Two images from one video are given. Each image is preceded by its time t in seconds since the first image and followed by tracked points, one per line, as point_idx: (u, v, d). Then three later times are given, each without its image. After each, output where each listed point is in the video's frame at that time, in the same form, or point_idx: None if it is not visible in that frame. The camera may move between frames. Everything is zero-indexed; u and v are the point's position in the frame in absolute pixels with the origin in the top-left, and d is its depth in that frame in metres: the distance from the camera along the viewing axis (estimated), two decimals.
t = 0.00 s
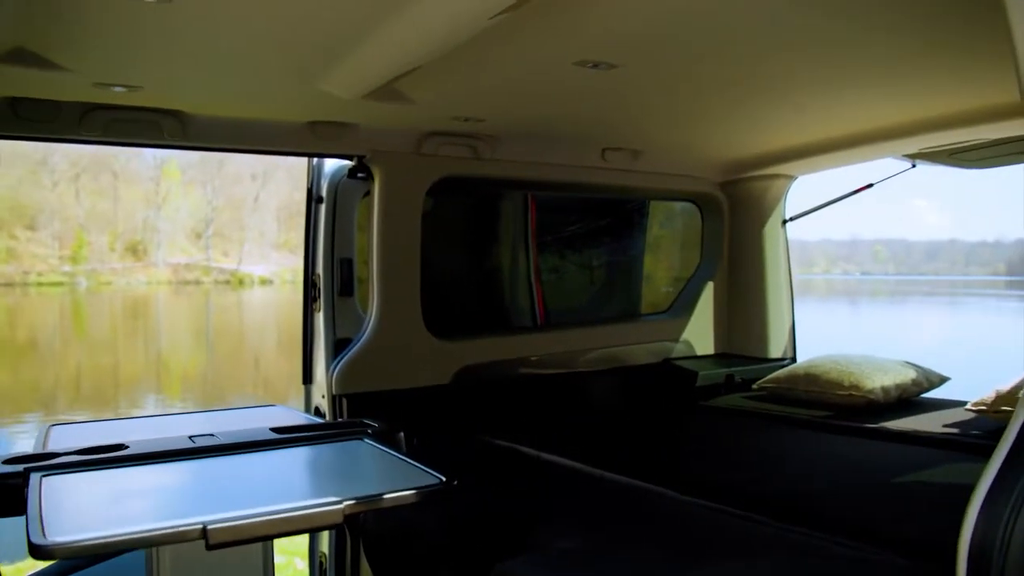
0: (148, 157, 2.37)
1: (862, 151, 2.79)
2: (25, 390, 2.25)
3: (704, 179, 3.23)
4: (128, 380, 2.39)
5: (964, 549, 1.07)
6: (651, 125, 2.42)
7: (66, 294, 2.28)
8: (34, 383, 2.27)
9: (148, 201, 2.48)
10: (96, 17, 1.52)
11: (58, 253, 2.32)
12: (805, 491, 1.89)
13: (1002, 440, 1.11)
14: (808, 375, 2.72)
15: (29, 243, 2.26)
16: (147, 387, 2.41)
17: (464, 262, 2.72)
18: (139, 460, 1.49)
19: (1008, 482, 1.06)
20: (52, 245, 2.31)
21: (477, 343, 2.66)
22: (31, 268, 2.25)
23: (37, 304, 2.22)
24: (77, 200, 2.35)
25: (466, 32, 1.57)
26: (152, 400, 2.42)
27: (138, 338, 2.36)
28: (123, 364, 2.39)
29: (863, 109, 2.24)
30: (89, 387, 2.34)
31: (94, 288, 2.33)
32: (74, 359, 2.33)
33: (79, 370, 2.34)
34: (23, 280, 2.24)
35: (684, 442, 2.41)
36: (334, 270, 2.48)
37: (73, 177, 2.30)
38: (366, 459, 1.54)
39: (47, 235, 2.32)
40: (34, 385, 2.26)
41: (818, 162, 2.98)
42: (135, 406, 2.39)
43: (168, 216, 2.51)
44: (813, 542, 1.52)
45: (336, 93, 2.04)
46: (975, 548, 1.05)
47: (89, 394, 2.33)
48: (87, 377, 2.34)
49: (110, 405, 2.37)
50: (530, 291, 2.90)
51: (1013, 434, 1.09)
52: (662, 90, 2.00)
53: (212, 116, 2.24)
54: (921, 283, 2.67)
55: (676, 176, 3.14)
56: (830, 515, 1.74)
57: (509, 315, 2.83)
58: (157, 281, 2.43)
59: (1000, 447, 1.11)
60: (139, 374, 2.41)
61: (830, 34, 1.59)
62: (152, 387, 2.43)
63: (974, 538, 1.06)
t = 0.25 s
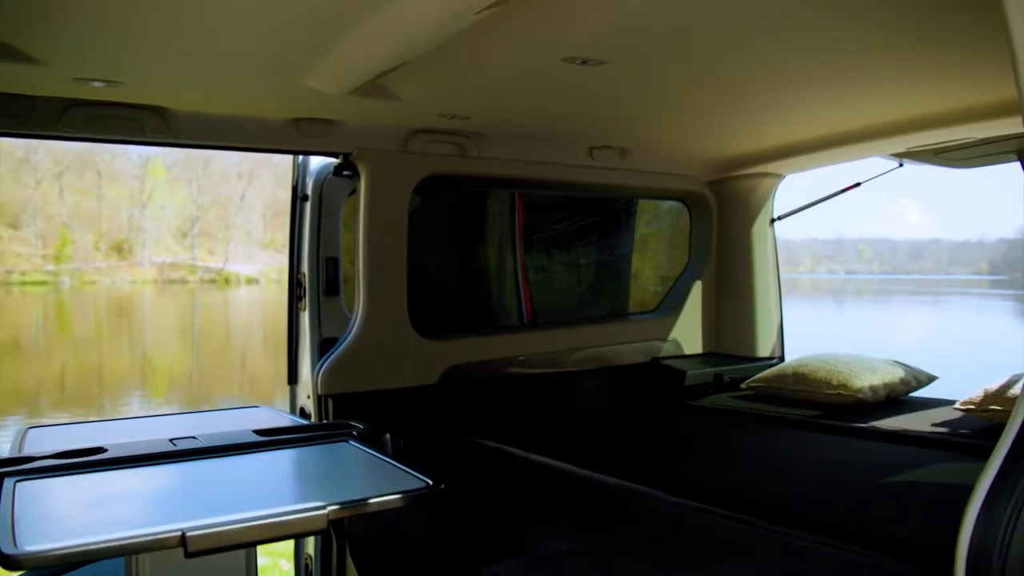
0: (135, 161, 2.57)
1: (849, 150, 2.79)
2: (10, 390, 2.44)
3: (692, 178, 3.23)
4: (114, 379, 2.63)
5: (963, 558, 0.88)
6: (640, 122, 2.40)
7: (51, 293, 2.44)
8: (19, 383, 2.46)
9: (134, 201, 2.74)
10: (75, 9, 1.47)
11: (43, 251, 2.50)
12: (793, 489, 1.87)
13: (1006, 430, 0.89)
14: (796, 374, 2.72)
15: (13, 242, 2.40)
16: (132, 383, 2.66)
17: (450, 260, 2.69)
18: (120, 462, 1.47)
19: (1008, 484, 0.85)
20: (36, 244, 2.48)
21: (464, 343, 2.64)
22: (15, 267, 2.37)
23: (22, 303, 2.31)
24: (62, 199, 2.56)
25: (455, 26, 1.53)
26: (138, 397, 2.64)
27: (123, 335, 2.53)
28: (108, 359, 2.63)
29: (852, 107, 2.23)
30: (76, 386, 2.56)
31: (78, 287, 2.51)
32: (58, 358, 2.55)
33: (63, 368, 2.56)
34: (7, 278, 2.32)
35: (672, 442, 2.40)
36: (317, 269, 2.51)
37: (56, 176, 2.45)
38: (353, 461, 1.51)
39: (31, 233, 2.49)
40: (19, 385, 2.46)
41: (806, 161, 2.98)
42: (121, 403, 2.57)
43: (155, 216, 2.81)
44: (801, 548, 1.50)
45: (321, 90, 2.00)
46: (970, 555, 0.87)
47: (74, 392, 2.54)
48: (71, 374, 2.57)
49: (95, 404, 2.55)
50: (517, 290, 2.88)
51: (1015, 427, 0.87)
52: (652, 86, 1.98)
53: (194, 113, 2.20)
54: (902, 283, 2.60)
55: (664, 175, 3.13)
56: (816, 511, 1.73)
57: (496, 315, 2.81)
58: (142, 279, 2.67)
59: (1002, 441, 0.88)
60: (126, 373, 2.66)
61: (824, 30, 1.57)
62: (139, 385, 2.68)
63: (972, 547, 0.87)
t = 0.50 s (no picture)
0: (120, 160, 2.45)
1: (837, 149, 2.79)
2: None
3: (681, 176, 3.22)
4: (98, 378, 2.49)
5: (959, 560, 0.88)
6: (628, 120, 2.39)
7: (33, 292, 2.40)
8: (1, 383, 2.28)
9: (118, 200, 2.62)
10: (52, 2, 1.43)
11: (25, 250, 2.46)
12: (783, 488, 1.86)
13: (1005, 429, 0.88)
14: (785, 373, 2.72)
15: None
16: (118, 383, 2.53)
17: (438, 259, 2.67)
18: (101, 467, 1.45)
19: (1007, 485, 0.85)
20: (18, 243, 2.45)
21: (451, 343, 2.61)
22: None
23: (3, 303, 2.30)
24: (45, 197, 2.48)
25: (443, 21, 1.51)
26: (123, 399, 2.52)
27: (109, 335, 2.48)
28: (93, 359, 2.48)
29: (839, 105, 2.23)
30: (59, 389, 2.40)
31: (62, 287, 2.46)
32: (42, 357, 2.39)
33: (47, 368, 2.40)
34: None
35: (660, 442, 2.39)
36: (303, 269, 2.49)
37: (41, 174, 2.38)
38: (338, 464, 1.49)
39: (14, 231, 2.44)
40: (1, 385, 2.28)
41: (795, 159, 2.98)
42: (105, 403, 2.47)
43: (139, 215, 2.68)
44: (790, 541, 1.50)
45: (306, 86, 1.98)
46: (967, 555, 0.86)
47: (58, 392, 2.40)
48: (56, 374, 2.41)
49: (80, 405, 2.43)
50: (504, 289, 2.86)
51: (1014, 426, 0.87)
52: (641, 83, 1.96)
53: (177, 109, 2.16)
54: (887, 281, 2.60)
55: (652, 173, 3.11)
56: (805, 508, 1.72)
57: (483, 314, 2.79)
58: (127, 279, 2.61)
59: (1001, 440, 0.88)
60: (110, 372, 2.52)
61: (814, 27, 1.57)
62: (124, 384, 2.55)
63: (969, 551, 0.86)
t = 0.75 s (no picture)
0: (101, 152, 2.21)
1: (824, 147, 2.78)
2: None
3: (668, 175, 3.21)
4: (80, 379, 2.33)
5: (956, 558, 0.89)
6: (614, 117, 2.37)
7: (13, 291, 2.17)
8: None
9: (99, 195, 2.38)
10: None
11: (4, 247, 2.20)
12: (772, 488, 1.85)
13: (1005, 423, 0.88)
14: (771, 372, 2.71)
15: None
16: (99, 385, 2.35)
17: (423, 257, 2.64)
18: (74, 472, 1.42)
19: (1008, 485, 0.86)
20: None
21: (436, 342, 2.59)
22: None
23: None
24: (24, 193, 2.24)
25: (429, 16, 1.49)
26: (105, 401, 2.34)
27: (89, 336, 2.30)
28: (73, 358, 2.32)
29: (826, 103, 2.22)
30: (37, 389, 2.25)
31: (43, 286, 2.22)
32: (21, 359, 2.20)
33: (25, 370, 2.21)
34: None
35: (648, 442, 2.37)
36: (287, 266, 2.52)
37: (20, 172, 2.16)
38: (322, 469, 1.46)
39: None
40: None
41: (781, 158, 2.97)
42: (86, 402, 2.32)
43: (120, 213, 2.44)
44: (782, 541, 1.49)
45: (288, 81, 1.94)
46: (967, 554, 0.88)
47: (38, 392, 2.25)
48: (35, 376, 2.24)
49: (61, 405, 2.31)
50: (490, 288, 2.83)
51: (1014, 421, 0.87)
52: (628, 79, 1.95)
53: (156, 105, 2.11)
54: (869, 280, 2.64)
55: (640, 172, 3.10)
56: (794, 507, 1.71)
57: (468, 313, 2.76)
58: (109, 278, 2.36)
59: (1001, 435, 0.89)
60: (92, 373, 2.35)
61: (802, 23, 1.56)
62: (106, 387, 2.36)
63: (967, 550, 0.88)
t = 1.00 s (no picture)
0: (84, 147, 2.16)
1: (811, 146, 2.78)
2: None
3: (656, 173, 3.20)
4: (62, 379, 2.17)
5: (955, 561, 0.88)
6: (603, 115, 2.36)
7: None
8: None
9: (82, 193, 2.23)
10: None
11: None
12: (762, 487, 1.84)
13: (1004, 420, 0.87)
14: (760, 371, 2.71)
15: None
16: (83, 385, 2.20)
17: (410, 256, 2.62)
18: (52, 476, 1.39)
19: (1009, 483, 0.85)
20: None
21: (423, 342, 2.56)
22: None
23: None
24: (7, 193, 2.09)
25: (418, 11, 1.46)
26: (88, 404, 2.22)
27: (72, 335, 2.13)
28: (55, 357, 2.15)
29: (815, 101, 2.22)
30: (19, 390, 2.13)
31: (25, 285, 2.06)
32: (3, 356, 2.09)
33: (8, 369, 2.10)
34: None
35: (637, 442, 2.36)
36: (272, 265, 2.51)
37: None
38: (308, 473, 1.44)
39: None
40: None
41: (769, 156, 2.97)
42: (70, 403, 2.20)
43: (103, 211, 2.27)
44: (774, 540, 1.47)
45: (273, 77, 1.91)
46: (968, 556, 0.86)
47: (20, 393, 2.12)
48: (17, 376, 2.11)
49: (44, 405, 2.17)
50: (477, 287, 2.81)
51: (1013, 417, 0.86)
52: (616, 77, 1.93)
53: (138, 101, 2.06)
54: (855, 279, 2.64)
55: (628, 170, 3.09)
56: (785, 507, 1.70)
57: (455, 312, 2.74)
58: (92, 276, 2.20)
59: (1000, 432, 0.88)
60: (76, 372, 2.19)
61: (793, 20, 1.55)
62: (89, 387, 2.21)
63: (966, 551, 0.86)
